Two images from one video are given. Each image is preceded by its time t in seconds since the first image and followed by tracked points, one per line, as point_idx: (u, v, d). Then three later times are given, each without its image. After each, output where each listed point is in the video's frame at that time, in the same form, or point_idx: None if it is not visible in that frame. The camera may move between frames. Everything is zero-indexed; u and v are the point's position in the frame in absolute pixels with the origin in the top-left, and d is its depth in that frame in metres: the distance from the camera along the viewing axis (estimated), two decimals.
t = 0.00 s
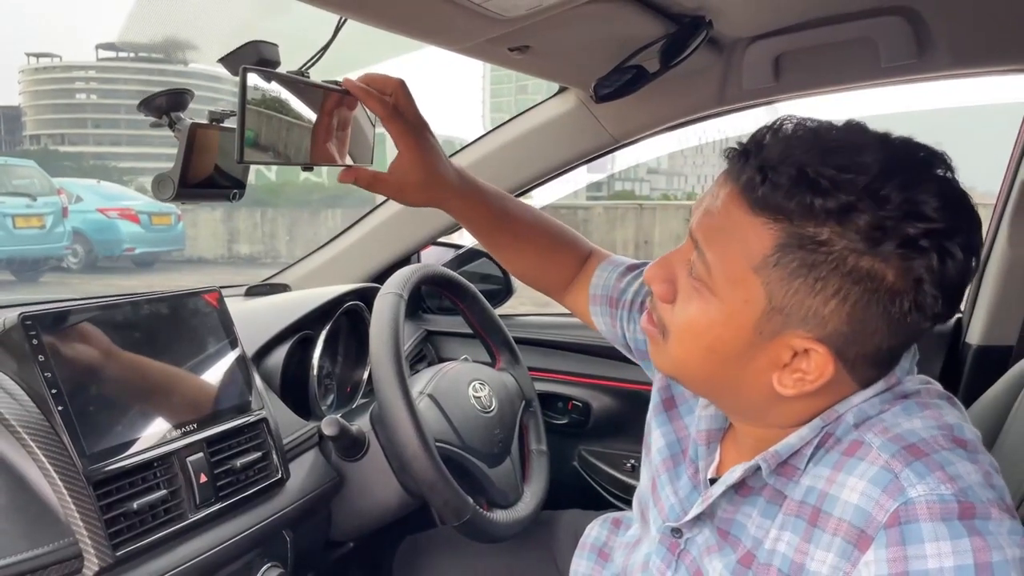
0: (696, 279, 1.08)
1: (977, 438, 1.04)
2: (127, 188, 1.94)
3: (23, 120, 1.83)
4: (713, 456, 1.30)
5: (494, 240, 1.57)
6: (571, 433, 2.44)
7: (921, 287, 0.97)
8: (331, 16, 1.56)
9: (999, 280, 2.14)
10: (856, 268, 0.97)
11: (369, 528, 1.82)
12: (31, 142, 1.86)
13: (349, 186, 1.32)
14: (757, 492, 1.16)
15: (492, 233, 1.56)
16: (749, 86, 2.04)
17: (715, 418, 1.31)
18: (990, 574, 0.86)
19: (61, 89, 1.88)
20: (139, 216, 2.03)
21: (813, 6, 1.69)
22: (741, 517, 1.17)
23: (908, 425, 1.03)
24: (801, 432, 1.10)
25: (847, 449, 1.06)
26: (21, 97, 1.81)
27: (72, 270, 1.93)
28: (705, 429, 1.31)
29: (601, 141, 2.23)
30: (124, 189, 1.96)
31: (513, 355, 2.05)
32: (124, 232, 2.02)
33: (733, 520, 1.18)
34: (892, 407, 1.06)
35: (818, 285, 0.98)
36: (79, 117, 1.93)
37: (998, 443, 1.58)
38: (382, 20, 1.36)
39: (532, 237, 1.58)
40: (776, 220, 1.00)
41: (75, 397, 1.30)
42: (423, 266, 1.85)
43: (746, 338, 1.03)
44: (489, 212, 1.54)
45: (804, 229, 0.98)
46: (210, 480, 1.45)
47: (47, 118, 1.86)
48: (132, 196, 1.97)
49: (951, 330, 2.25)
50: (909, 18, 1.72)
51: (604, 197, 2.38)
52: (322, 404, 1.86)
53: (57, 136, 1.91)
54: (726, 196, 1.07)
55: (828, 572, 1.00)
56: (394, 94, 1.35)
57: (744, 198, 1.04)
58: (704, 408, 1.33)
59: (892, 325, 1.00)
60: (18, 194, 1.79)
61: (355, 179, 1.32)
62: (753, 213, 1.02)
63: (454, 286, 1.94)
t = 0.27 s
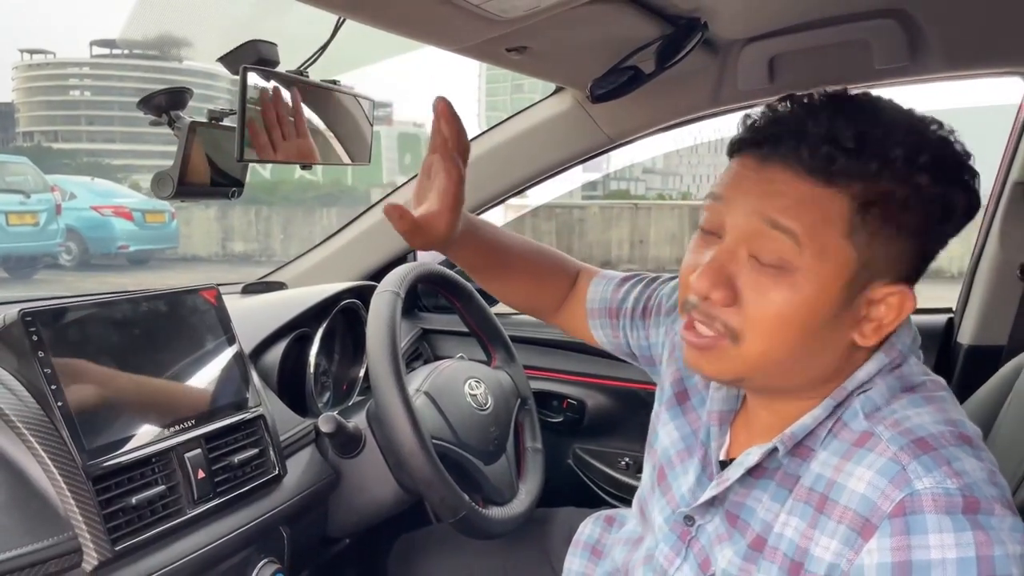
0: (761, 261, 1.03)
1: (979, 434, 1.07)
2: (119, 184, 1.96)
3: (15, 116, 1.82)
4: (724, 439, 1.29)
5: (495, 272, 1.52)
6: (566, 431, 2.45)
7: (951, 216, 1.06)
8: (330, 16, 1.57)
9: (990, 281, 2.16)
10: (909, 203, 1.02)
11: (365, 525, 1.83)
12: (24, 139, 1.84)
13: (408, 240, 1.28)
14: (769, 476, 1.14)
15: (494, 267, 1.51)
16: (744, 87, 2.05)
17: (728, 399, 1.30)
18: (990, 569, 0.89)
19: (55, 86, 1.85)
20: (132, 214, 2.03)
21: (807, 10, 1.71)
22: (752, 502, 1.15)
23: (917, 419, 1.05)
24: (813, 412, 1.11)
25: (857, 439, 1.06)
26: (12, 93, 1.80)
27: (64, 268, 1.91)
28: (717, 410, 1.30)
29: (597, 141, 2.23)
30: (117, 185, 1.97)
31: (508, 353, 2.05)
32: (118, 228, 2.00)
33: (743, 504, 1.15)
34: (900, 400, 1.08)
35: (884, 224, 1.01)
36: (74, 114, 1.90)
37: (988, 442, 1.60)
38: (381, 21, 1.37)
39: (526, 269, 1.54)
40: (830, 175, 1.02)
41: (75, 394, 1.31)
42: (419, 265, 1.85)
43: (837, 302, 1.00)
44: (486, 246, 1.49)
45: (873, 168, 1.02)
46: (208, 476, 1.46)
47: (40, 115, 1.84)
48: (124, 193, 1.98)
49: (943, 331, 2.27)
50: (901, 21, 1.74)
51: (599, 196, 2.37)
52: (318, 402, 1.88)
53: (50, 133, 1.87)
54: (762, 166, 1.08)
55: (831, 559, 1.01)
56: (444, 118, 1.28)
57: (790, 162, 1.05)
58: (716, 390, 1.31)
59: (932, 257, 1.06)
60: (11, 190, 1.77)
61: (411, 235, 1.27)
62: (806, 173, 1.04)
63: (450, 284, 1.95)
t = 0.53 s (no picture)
0: (813, 252, 1.09)
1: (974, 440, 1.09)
2: (114, 183, 1.96)
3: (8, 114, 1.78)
4: (728, 431, 1.33)
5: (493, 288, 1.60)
6: (560, 432, 2.48)
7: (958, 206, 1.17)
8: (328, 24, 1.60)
9: (977, 285, 2.19)
10: (933, 199, 1.12)
11: (361, 523, 1.86)
12: (18, 136, 1.81)
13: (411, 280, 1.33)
14: (771, 467, 1.18)
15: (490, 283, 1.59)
16: (736, 94, 2.09)
17: (735, 393, 1.34)
18: (976, 564, 0.92)
19: (49, 84, 1.81)
20: (128, 212, 2.00)
21: (797, 19, 1.74)
22: (753, 493, 1.18)
23: (913, 419, 1.08)
24: (816, 405, 1.15)
25: (853, 435, 1.11)
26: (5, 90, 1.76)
27: (59, 266, 1.92)
28: (723, 403, 1.34)
29: (590, 146, 2.27)
30: (113, 184, 1.97)
31: (503, 354, 2.08)
32: (112, 227, 1.98)
33: (745, 495, 1.19)
34: (898, 398, 1.12)
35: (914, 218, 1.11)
36: (67, 113, 1.85)
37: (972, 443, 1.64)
38: (380, 30, 1.40)
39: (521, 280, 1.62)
40: (869, 168, 1.10)
41: (77, 394, 1.33)
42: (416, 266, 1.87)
43: (880, 288, 1.08)
44: (483, 264, 1.57)
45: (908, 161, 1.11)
46: (208, 476, 1.49)
47: (34, 113, 1.80)
48: (120, 191, 1.97)
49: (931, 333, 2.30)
50: (889, 30, 1.77)
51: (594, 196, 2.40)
52: (315, 402, 1.90)
53: (44, 130, 1.84)
54: (799, 160, 1.15)
55: (823, 549, 1.05)
56: (421, 146, 1.33)
57: (829, 155, 1.12)
58: (723, 383, 1.35)
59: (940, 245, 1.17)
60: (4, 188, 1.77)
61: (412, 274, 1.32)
62: (847, 165, 1.11)
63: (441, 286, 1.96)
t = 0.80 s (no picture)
0: (816, 254, 1.10)
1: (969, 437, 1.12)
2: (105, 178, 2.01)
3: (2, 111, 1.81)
4: (727, 431, 1.34)
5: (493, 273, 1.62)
6: (558, 431, 2.49)
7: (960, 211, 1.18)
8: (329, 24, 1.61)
9: (972, 285, 2.20)
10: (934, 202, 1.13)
11: (360, 521, 1.86)
12: (11, 134, 1.84)
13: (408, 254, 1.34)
14: (769, 466, 1.19)
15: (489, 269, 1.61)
16: (733, 95, 2.10)
17: (734, 393, 1.36)
18: (972, 562, 0.93)
19: (43, 82, 1.86)
20: (121, 210, 2.05)
21: (794, 21, 1.75)
22: (750, 491, 1.19)
23: (910, 419, 1.10)
24: (814, 406, 1.16)
25: (851, 435, 1.12)
26: None
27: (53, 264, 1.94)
28: (724, 402, 1.35)
29: (589, 147, 2.28)
30: (104, 181, 2.01)
31: (501, 353, 2.09)
32: (106, 225, 2.02)
33: (742, 493, 1.20)
34: (895, 399, 1.13)
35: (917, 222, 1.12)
36: (60, 110, 1.90)
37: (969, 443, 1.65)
38: (382, 31, 1.41)
39: (526, 272, 1.64)
40: (872, 171, 1.11)
41: (78, 392, 1.34)
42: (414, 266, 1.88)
43: (881, 292, 1.10)
44: (485, 252, 1.58)
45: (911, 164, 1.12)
46: (208, 473, 1.49)
47: (27, 110, 1.85)
48: (112, 188, 2.02)
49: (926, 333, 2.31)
50: (886, 32, 1.78)
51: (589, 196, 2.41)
52: (314, 400, 1.91)
53: (37, 128, 1.88)
54: (803, 163, 1.15)
55: (821, 548, 1.06)
56: (419, 126, 1.34)
57: (833, 158, 1.13)
58: (724, 382, 1.37)
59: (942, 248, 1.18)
60: None
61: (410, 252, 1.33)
62: (850, 168, 1.12)
63: (440, 284, 1.97)
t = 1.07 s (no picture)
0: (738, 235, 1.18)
1: (960, 435, 1.12)
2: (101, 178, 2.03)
3: None
4: (722, 429, 1.36)
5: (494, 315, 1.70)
6: (556, 429, 2.49)
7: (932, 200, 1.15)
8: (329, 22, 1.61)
9: (970, 285, 2.21)
10: (887, 188, 1.13)
11: (359, 520, 1.86)
12: (7, 132, 1.88)
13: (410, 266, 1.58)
14: (760, 466, 1.20)
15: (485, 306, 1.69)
16: (732, 94, 2.10)
17: (731, 392, 1.38)
18: (962, 560, 0.95)
19: (40, 79, 1.90)
20: (117, 208, 2.06)
21: (793, 21, 1.76)
22: (743, 490, 1.20)
23: (901, 418, 1.10)
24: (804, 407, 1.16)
25: (841, 434, 1.12)
26: None
27: (51, 262, 1.95)
28: (720, 401, 1.37)
29: (587, 146, 2.28)
30: (99, 180, 2.02)
31: (499, 352, 2.09)
32: (102, 224, 2.03)
33: (735, 492, 1.21)
34: (886, 399, 1.14)
35: (859, 206, 1.12)
36: (57, 108, 1.96)
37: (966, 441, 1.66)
38: (384, 30, 1.41)
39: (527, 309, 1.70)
40: (807, 158, 1.16)
41: (79, 389, 1.34)
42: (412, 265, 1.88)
43: (808, 273, 1.13)
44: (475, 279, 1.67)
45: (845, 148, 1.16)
46: (208, 471, 1.49)
47: (22, 108, 1.90)
48: (107, 187, 2.04)
49: (924, 333, 2.32)
50: (885, 32, 1.79)
51: (586, 196, 2.41)
52: (312, 399, 1.91)
53: (33, 126, 1.92)
54: (752, 153, 1.22)
55: (812, 547, 1.07)
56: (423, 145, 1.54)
57: (770, 147, 1.21)
58: (721, 382, 1.39)
59: (915, 239, 1.15)
60: None
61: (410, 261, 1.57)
62: (786, 156, 1.19)
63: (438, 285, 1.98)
